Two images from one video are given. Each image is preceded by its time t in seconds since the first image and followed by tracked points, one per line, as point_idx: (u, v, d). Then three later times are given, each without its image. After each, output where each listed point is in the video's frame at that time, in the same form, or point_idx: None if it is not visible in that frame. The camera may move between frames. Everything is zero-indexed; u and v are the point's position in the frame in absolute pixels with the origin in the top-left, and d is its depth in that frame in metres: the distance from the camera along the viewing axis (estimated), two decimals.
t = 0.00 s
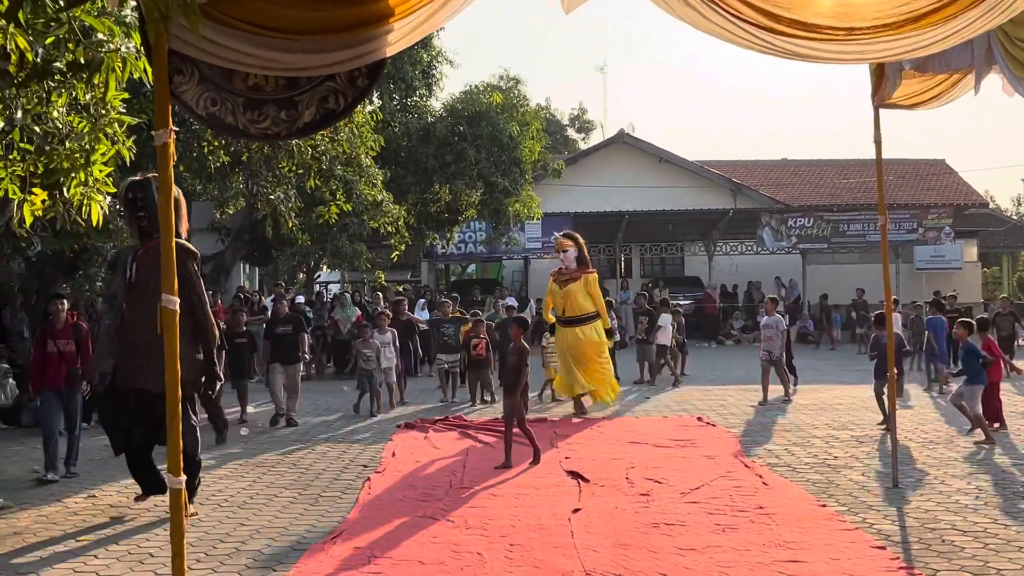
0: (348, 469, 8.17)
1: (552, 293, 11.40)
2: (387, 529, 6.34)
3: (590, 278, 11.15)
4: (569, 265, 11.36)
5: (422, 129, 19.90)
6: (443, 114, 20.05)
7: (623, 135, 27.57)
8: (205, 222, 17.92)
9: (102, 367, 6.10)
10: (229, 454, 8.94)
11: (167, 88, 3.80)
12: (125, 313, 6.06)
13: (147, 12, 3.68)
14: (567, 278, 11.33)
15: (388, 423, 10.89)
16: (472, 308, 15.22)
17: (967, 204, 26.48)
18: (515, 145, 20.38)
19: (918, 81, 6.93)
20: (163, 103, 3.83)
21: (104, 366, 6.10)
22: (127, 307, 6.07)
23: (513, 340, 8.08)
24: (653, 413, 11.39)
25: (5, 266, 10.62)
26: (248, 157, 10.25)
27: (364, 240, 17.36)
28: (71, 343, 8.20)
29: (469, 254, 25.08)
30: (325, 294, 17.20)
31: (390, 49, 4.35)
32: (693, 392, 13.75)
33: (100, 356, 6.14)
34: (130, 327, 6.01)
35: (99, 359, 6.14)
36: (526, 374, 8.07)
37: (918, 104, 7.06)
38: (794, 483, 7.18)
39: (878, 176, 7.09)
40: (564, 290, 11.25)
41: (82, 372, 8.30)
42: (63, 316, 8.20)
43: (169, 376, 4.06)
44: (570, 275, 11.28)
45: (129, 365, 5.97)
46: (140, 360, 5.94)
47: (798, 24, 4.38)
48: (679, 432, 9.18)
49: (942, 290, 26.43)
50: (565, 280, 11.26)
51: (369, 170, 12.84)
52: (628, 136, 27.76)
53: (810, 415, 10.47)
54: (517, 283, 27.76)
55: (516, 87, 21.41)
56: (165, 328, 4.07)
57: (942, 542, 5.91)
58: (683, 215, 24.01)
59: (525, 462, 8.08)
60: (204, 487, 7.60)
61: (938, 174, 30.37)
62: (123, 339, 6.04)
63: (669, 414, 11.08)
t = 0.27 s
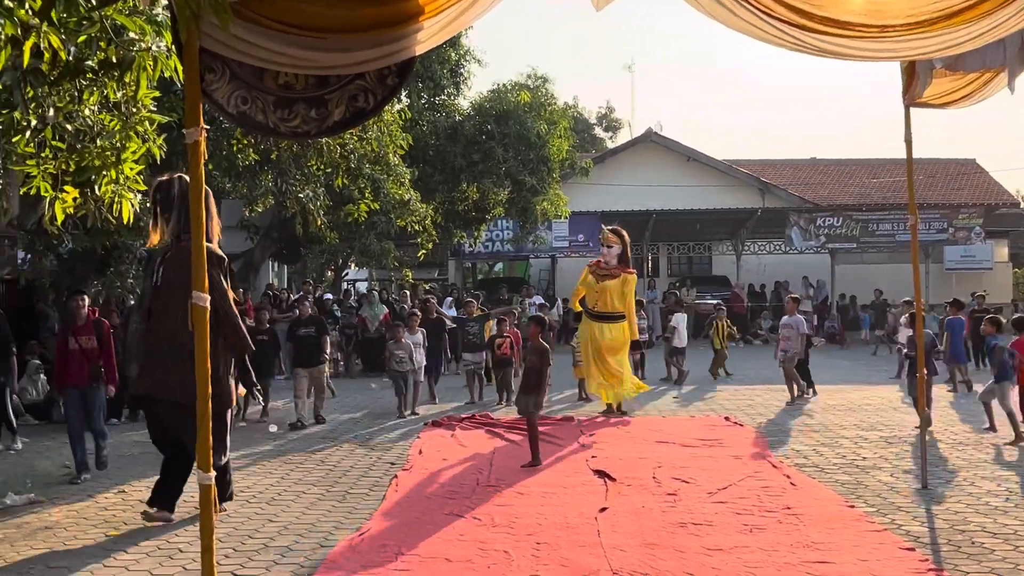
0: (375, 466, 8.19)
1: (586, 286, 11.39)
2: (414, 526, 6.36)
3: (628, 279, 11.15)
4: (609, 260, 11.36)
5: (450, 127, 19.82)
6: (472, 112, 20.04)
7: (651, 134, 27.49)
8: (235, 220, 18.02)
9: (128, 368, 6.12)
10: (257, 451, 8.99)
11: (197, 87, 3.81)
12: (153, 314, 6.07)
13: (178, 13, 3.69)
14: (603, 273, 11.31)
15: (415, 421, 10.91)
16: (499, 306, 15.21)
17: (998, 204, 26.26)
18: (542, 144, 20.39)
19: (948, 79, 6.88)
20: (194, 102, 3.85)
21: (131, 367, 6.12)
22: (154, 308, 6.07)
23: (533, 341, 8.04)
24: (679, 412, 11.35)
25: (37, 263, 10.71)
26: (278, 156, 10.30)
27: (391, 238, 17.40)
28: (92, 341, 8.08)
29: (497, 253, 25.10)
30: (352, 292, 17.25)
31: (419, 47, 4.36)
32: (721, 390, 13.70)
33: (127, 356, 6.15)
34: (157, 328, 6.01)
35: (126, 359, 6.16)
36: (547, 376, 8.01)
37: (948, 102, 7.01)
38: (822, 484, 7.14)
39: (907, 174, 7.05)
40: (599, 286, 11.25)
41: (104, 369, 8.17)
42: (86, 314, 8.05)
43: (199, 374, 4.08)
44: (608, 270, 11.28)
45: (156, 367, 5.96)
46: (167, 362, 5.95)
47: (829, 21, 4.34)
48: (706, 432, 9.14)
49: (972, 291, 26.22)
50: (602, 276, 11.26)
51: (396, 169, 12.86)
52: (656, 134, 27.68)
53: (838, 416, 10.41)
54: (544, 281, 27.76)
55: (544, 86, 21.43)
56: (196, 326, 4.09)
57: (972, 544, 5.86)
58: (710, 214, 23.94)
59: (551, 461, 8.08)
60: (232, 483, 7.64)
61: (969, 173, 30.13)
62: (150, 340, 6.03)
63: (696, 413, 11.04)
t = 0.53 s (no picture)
0: (403, 463, 8.21)
1: (630, 277, 11.36)
2: (440, 523, 6.37)
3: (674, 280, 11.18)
4: (652, 256, 11.27)
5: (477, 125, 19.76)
6: (500, 110, 20.01)
7: (678, 132, 27.43)
8: (264, 217, 18.11)
9: (155, 357, 6.12)
10: (285, 447, 9.03)
11: (230, 85, 3.82)
12: (186, 305, 6.10)
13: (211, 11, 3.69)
14: (645, 268, 11.28)
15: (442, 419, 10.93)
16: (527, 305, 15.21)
17: None
18: (570, 142, 20.38)
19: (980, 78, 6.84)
20: (226, 100, 3.85)
21: (157, 355, 6.12)
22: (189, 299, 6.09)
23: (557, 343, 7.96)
24: (706, 412, 11.33)
25: (69, 259, 10.79)
26: (306, 153, 10.32)
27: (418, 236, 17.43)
28: (114, 338, 7.86)
29: (523, 251, 25.11)
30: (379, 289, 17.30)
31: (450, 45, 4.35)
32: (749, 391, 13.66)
33: (152, 345, 6.14)
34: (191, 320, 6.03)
35: (151, 348, 6.15)
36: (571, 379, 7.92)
37: (981, 102, 6.96)
38: (851, 486, 7.10)
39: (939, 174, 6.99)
40: (644, 281, 11.25)
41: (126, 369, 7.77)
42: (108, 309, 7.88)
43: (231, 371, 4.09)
44: (653, 267, 11.25)
45: (189, 360, 5.99)
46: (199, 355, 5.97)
47: (862, 17, 4.31)
48: (734, 432, 9.11)
49: (1002, 292, 26.02)
50: (648, 272, 11.23)
51: (424, 166, 12.88)
52: (683, 132, 27.61)
53: (867, 417, 10.35)
54: (570, 279, 27.77)
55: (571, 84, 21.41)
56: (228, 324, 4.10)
57: (1003, 547, 5.82)
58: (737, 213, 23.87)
59: (578, 460, 8.07)
60: (261, 479, 7.67)
61: (1000, 173, 29.90)
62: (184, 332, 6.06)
63: (724, 413, 11.01)
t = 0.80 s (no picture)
0: (430, 461, 8.23)
1: (676, 283, 11.14)
2: (467, 521, 6.37)
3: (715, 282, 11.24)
4: (692, 258, 11.24)
5: (505, 123, 20.00)
6: (526, 108, 20.11)
7: (706, 131, 27.36)
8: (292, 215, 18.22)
9: (194, 363, 5.53)
10: (313, 444, 9.06)
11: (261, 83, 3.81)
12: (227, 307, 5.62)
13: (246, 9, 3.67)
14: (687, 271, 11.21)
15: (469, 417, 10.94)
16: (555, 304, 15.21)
17: None
18: (597, 140, 20.38)
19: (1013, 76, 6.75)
20: (258, 97, 3.84)
21: (197, 361, 5.54)
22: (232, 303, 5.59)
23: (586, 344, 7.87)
24: (734, 412, 11.29)
25: (99, 256, 10.89)
26: (335, 151, 10.35)
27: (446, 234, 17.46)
28: (143, 335, 7.86)
29: (550, 249, 25.11)
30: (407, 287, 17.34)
31: (483, 43, 4.35)
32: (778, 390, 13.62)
33: (190, 350, 5.53)
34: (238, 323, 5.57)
35: (190, 352, 5.53)
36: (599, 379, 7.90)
37: (1013, 101, 6.87)
38: (880, 487, 7.06)
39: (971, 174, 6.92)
40: (690, 286, 11.16)
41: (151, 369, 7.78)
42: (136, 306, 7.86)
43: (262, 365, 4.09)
44: (697, 270, 11.21)
45: (236, 364, 5.56)
46: (246, 362, 5.56)
47: (897, 15, 4.28)
48: (763, 433, 9.07)
49: None
50: (694, 276, 11.17)
51: (452, 164, 12.90)
52: (711, 131, 27.53)
53: (897, 418, 10.29)
54: (596, 278, 27.78)
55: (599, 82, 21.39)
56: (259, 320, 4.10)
57: None
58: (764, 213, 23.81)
59: (606, 459, 8.07)
60: (289, 476, 7.71)
61: None
62: (227, 336, 5.59)
63: (752, 412, 10.98)
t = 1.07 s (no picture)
0: (459, 458, 8.25)
1: (715, 282, 11.09)
2: (496, 519, 6.38)
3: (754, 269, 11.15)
4: (726, 253, 11.20)
5: (535, 121, 20.03)
6: (556, 106, 20.15)
7: (736, 129, 27.28)
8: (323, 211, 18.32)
9: (224, 361, 5.22)
10: (342, 440, 9.09)
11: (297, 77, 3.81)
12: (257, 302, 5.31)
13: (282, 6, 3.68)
14: (724, 267, 11.14)
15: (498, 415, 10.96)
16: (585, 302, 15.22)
17: None
18: (627, 138, 20.37)
19: None
20: (293, 92, 3.84)
21: (227, 359, 5.22)
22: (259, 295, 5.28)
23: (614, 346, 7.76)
24: (764, 411, 11.26)
25: (132, 252, 10.99)
26: (366, 148, 10.39)
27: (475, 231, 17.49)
28: (168, 333, 7.59)
29: (578, 247, 25.11)
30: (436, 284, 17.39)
31: (517, 41, 4.35)
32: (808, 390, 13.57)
33: (221, 347, 5.22)
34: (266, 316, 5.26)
35: (219, 349, 5.22)
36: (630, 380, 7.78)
37: None
38: (912, 488, 7.03)
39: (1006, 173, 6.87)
40: (730, 280, 11.06)
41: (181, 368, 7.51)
42: (161, 303, 7.65)
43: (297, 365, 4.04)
44: (733, 265, 11.14)
45: (264, 357, 5.23)
46: (279, 356, 5.24)
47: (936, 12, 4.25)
48: (793, 433, 9.04)
49: None
50: (731, 269, 11.10)
51: (482, 162, 12.92)
52: (741, 129, 27.44)
53: (929, 419, 10.24)
54: (625, 276, 27.76)
55: (629, 80, 21.38)
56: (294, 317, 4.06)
57: None
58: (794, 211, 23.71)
59: (635, 459, 8.05)
60: (319, 472, 7.75)
61: None
62: (259, 330, 5.28)
63: (781, 412, 10.94)
